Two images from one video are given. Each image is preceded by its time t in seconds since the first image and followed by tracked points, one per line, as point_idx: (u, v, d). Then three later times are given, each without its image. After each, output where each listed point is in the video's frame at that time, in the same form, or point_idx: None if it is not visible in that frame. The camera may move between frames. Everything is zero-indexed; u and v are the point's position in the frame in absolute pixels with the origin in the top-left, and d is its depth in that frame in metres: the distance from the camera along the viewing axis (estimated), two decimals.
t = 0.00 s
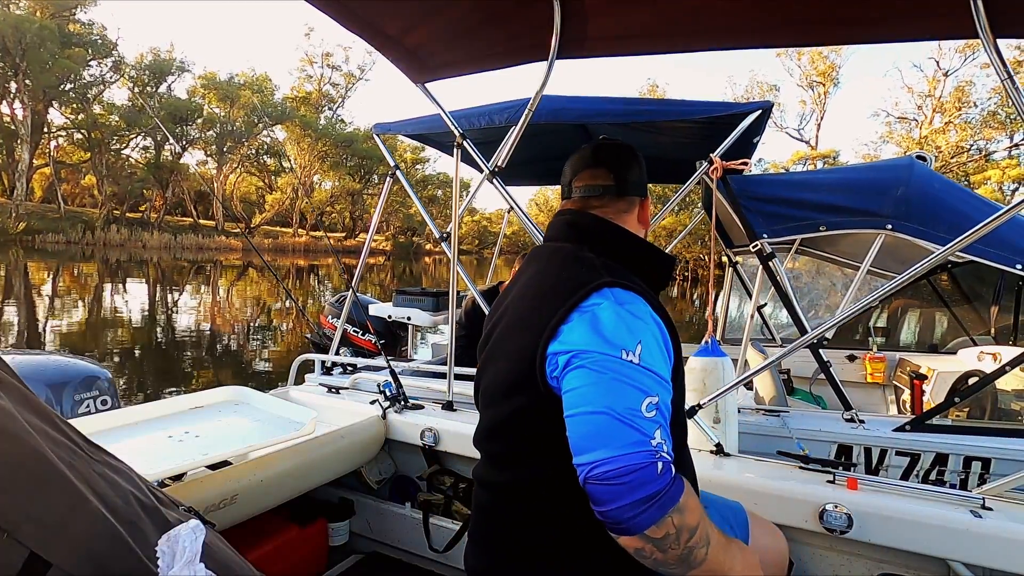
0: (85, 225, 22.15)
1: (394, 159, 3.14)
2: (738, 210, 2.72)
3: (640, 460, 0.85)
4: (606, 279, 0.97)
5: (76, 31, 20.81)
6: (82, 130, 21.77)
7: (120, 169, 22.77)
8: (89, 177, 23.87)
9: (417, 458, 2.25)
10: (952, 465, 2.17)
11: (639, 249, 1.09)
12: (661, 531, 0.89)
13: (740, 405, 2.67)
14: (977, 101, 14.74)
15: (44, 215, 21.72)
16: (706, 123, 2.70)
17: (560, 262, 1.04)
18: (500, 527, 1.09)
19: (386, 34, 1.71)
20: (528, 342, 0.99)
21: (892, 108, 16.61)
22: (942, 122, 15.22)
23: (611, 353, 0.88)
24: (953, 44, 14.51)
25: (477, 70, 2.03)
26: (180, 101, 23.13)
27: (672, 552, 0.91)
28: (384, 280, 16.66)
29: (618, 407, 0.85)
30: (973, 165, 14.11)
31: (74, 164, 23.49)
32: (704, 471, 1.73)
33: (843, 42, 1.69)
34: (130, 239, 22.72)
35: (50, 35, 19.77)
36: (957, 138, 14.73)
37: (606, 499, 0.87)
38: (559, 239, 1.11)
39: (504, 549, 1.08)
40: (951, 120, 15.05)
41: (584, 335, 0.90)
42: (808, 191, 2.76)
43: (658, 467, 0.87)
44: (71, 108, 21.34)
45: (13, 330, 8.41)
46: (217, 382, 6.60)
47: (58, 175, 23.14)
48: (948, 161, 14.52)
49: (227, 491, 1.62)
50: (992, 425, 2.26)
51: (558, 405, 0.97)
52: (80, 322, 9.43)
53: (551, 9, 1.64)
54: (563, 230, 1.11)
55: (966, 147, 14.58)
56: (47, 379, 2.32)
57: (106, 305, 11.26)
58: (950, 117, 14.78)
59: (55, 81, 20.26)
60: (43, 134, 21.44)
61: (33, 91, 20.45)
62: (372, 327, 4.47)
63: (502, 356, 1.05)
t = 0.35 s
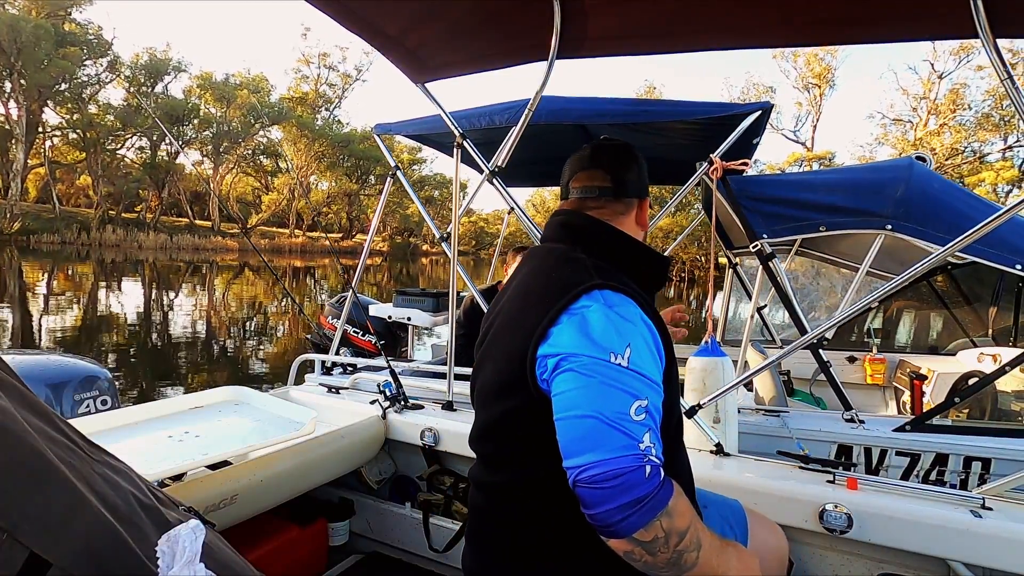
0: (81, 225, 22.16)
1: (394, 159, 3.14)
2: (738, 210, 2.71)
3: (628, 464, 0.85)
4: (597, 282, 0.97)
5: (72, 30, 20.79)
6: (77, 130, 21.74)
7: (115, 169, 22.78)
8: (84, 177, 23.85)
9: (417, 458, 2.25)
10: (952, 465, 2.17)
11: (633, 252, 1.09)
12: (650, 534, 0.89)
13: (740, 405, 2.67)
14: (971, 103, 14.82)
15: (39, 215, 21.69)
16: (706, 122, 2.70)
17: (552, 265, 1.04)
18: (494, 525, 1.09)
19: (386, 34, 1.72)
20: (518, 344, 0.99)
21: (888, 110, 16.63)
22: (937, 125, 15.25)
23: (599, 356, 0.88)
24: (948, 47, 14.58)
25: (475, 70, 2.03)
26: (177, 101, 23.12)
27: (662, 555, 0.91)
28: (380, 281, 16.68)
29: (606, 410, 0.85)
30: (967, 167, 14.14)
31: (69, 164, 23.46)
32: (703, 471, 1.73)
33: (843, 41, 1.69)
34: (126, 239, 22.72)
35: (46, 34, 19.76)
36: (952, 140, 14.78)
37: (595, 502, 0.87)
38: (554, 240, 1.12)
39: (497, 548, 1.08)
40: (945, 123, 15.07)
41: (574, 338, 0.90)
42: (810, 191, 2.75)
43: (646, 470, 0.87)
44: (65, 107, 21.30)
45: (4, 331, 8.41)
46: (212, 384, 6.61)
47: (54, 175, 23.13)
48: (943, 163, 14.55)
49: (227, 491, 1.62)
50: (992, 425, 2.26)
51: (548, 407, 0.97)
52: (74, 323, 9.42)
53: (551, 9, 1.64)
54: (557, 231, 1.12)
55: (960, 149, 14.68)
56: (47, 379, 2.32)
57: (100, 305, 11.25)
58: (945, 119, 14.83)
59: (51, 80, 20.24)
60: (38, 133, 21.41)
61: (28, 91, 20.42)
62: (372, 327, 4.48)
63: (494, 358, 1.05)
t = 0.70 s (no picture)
0: (76, 225, 22.15)
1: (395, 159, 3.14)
2: (739, 211, 2.73)
3: (632, 466, 0.85)
4: (606, 284, 0.97)
5: (66, 28, 20.73)
6: (71, 129, 21.70)
7: (110, 168, 22.72)
8: (78, 176, 23.80)
9: (417, 458, 2.25)
10: (952, 465, 2.17)
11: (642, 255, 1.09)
12: (652, 537, 0.89)
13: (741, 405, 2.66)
14: (966, 104, 14.86)
15: (33, 215, 21.66)
16: (705, 122, 2.70)
17: (560, 266, 1.04)
18: (494, 521, 1.09)
19: (387, 34, 1.72)
20: (524, 344, 0.99)
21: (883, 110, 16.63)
22: (933, 125, 15.27)
23: (607, 358, 0.88)
24: (942, 47, 14.58)
25: (475, 70, 2.03)
26: (173, 100, 23.12)
27: (664, 559, 0.91)
28: (376, 281, 16.69)
29: (611, 413, 0.85)
30: (962, 167, 14.15)
31: (63, 163, 23.42)
32: (703, 471, 1.72)
33: (843, 42, 1.69)
34: (121, 239, 22.71)
35: (40, 32, 19.70)
36: (946, 140, 14.84)
37: (599, 505, 0.87)
38: (564, 242, 1.12)
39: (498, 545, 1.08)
40: (941, 123, 15.10)
41: (580, 339, 0.90)
42: (811, 191, 2.75)
43: (650, 472, 0.87)
44: (59, 106, 21.26)
45: None
46: (203, 383, 6.60)
47: (48, 174, 23.08)
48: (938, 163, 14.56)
49: (228, 490, 1.63)
50: (993, 425, 2.26)
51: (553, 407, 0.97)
52: (64, 323, 9.39)
53: (551, 9, 1.64)
54: (568, 233, 1.12)
55: (955, 149, 14.72)
56: (48, 379, 2.33)
57: (91, 305, 11.21)
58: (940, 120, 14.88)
59: (45, 79, 20.21)
60: (32, 132, 21.37)
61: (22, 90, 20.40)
62: (373, 327, 4.48)
63: (500, 359, 1.05)
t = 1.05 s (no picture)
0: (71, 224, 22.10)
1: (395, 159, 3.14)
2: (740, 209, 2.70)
3: (570, 458, 0.85)
4: (584, 285, 1.00)
5: (61, 27, 20.66)
6: (67, 128, 21.64)
7: (106, 167, 22.66)
8: (74, 175, 23.73)
9: (417, 458, 2.25)
10: (954, 465, 2.17)
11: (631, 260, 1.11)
12: (592, 530, 0.88)
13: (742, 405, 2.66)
14: (961, 101, 14.89)
15: (28, 214, 21.61)
16: (705, 121, 2.70)
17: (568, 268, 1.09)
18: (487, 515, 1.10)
19: (386, 34, 1.72)
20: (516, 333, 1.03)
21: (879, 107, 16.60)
22: (929, 122, 15.26)
23: (562, 353, 0.91)
24: (938, 44, 14.58)
25: (474, 70, 2.03)
26: (170, 99, 23.07)
27: (610, 552, 0.89)
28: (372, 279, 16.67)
29: (555, 404, 0.87)
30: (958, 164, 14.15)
31: (58, 162, 23.34)
32: (703, 472, 1.72)
33: (843, 42, 1.69)
34: (118, 239, 22.68)
35: (34, 30, 19.63)
36: (942, 137, 14.88)
37: (539, 493, 0.88)
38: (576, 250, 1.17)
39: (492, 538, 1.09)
40: (937, 120, 15.10)
41: (544, 333, 0.94)
42: (812, 189, 2.71)
43: (589, 468, 0.86)
44: (55, 105, 21.19)
45: None
46: (194, 381, 6.57)
47: (43, 173, 23.01)
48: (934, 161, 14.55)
49: (229, 490, 1.63)
50: (995, 425, 2.26)
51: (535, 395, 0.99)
52: (54, 322, 9.33)
53: (551, 9, 1.64)
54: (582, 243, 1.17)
55: (951, 147, 14.75)
56: (48, 379, 2.33)
57: (84, 304, 11.15)
58: (935, 117, 14.90)
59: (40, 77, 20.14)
60: (27, 131, 21.30)
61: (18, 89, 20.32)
62: (373, 327, 4.49)
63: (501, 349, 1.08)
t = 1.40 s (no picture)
0: (67, 224, 22.08)
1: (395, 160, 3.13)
2: (741, 208, 2.70)
3: (481, 360, 0.94)
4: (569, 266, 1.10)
5: (57, 26, 20.61)
6: (63, 128, 21.60)
7: (102, 167, 22.63)
8: (70, 175, 23.70)
9: (417, 458, 2.26)
10: (956, 465, 2.17)
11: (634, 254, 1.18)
12: (482, 414, 0.87)
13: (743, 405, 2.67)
14: (957, 101, 14.91)
15: (25, 214, 21.58)
16: (706, 121, 2.70)
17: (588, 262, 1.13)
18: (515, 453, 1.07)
19: (387, 35, 1.72)
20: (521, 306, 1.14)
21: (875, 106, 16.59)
22: (925, 121, 15.28)
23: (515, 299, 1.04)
24: (934, 44, 14.57)
25: (475, 70, 2.03)
26: (167, 100, 23.04)
27: (506, 429, 0.84)
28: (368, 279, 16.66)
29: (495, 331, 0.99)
30: (953, 164, 14.16)
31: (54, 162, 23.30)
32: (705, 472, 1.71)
33: (843, 42, 1.69)
34: (114, 239, 22.66)
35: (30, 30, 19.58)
36: (939, 136, 14.93)
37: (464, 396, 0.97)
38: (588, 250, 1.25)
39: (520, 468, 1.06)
40: (933, 120, 15.11)
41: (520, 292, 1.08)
42: (814, 188, 2.72)
43: (489, 364, 0.92)
44: (51, 105, 21.15)
45: None
46: (189, 381, 6.59)
47: (39, 174, 22.97)
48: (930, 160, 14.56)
49: (228, 490, 1.63)
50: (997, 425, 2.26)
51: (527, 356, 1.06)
52: (49, 322, 9.31)
53: (551, 10, 1.65)
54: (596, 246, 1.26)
55: (947, 146, 14.78)
56: (48, 379, 2.33)
57: (78, 305, 11.13)
58: (931, 117, 14.92)
59: (36, 77, 20.09)
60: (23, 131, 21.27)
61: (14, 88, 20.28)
62: (374, 327, 4.50)
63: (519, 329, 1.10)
